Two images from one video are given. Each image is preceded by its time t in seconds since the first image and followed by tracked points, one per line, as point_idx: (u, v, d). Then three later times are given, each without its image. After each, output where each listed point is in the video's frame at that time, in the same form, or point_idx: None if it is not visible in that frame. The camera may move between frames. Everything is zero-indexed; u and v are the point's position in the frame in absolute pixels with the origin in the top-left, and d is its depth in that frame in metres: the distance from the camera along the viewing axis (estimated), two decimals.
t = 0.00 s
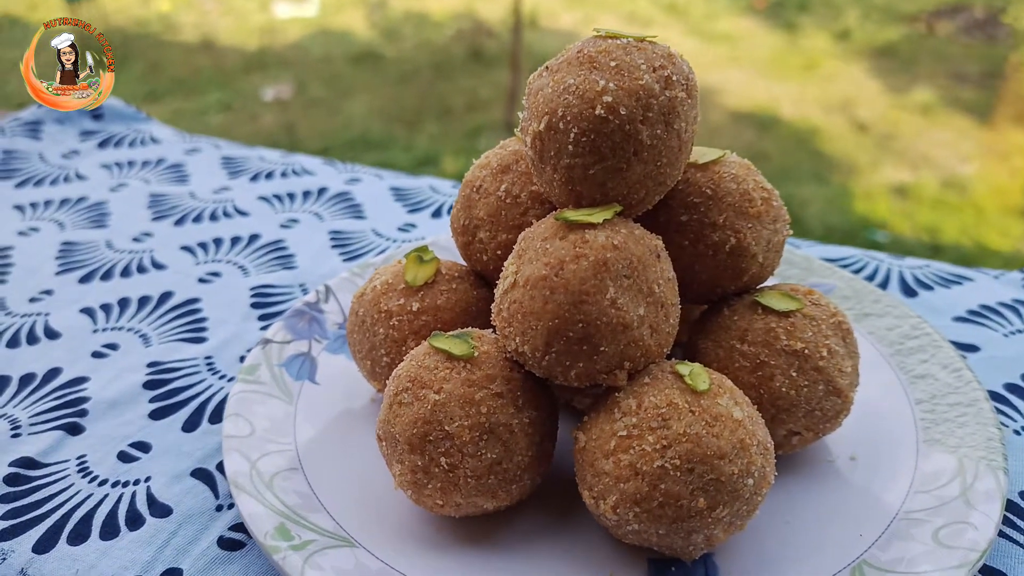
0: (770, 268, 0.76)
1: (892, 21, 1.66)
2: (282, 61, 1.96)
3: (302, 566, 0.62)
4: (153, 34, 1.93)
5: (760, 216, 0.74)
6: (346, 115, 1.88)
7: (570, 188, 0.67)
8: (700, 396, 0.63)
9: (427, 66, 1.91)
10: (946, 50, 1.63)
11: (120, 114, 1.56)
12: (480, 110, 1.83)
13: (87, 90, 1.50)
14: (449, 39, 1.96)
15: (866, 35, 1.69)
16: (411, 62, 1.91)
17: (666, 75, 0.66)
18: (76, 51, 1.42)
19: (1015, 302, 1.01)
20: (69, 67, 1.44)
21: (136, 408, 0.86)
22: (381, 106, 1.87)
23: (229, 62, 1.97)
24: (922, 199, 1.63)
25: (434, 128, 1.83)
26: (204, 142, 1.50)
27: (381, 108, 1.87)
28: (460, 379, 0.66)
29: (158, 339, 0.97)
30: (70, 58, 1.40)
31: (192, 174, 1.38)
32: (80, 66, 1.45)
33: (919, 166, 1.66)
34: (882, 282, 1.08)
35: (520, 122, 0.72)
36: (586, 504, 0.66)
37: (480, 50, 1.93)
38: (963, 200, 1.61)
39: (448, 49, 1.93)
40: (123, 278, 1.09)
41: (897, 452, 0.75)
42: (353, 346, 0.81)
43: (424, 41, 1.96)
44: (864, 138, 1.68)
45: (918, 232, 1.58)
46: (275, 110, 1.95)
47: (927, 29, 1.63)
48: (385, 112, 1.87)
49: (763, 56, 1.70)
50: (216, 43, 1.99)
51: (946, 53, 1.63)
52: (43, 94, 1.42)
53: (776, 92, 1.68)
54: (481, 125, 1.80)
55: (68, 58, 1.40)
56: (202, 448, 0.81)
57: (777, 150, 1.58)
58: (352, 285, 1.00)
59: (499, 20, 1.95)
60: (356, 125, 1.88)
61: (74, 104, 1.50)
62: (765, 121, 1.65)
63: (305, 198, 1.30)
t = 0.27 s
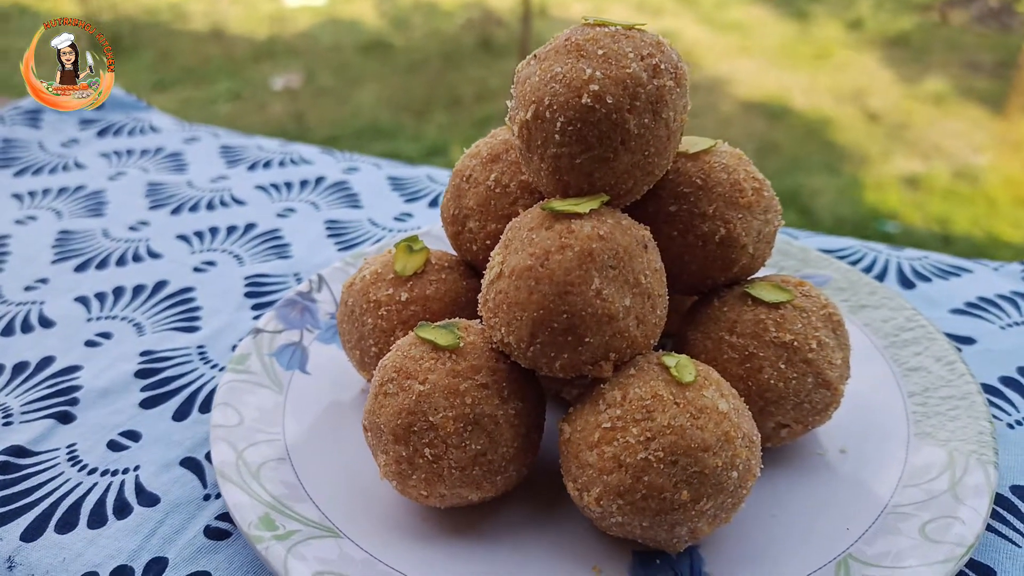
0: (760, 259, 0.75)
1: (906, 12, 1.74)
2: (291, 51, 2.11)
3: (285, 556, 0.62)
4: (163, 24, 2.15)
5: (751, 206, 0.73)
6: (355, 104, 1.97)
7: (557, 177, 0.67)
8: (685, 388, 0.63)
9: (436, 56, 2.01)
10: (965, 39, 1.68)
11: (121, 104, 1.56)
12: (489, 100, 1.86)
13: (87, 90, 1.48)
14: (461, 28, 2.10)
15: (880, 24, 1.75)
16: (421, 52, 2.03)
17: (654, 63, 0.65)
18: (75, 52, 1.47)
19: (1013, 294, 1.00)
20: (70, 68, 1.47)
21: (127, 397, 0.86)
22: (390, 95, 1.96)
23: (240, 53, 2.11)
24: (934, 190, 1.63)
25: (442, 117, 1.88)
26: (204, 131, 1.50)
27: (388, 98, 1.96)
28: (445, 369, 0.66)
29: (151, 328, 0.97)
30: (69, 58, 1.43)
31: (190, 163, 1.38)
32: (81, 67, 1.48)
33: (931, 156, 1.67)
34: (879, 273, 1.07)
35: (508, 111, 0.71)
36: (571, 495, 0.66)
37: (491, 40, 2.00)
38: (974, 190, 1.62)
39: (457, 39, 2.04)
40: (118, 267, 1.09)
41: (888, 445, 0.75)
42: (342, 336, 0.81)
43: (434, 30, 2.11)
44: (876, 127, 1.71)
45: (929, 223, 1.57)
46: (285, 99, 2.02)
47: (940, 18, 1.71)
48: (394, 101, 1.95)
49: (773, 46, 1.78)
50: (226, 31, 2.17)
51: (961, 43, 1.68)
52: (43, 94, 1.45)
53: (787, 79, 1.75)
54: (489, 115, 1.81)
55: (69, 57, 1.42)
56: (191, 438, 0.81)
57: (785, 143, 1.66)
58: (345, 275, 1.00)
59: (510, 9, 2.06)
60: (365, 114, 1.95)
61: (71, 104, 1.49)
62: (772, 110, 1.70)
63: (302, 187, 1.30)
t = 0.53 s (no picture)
0: (748, 264, 0.75)
1: (915, 14, 1.94)
2: (300, 48, 2.21)
3: (270, 554, 0.63)
4: (174, 20, 2.27)
5: (739, 211, 0.73)
6: (364, 101, 2.02)
7: (544, 181, 0.67)
8: (668, 393, 0.63)
9: (446, 53, 2.10)
10: (976, 43, 1.87)
11: (122, 100, 1.57)
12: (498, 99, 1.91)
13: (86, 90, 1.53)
14: (468, 26, 2.18)
15: (890, 25, 1.96)
16: (429, 50, 2.14)
17: (641, 68, 0.65)
18: (74, 53, 1.56)
19: (1007, 301, 1.00)
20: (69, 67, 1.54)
21: (121, 394, 0.87)
22: (399, 93, 2.03)
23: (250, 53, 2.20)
24: (943, 193, 1.70)
25: (451, 115, 1.94)
26: (204, 129, 1.51)
27: (396, 96, 2.02)
28: (431, 370, 0.66)
29: (146, 325, 0.98)
30: (69, 58, 1.53)
31: (190, 160, 1.39)
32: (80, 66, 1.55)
33: (940, 160, 1.75)
34: (873, 279, 1.07)
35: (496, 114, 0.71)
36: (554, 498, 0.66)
37: (500, 36, 2.05)
38: (983, 192, 1.69)
39: (466, 37, 2.13)
40: (116, 264, 1.10)
41: (874, 451, 0.75)
42: (333, 335, 0.81)
43: (444, 30, 2.20)
44: (886, 129, 1.83)
45: (938, 226, 1.63)
46: (293, 94, 2.08)
47: (952, 20, 1.91)
48: (403, 100, 2.00)
49: (784, 48, 1.97)
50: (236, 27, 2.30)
51: (971, 44, 1.87)
52: (43, 94, 1.49)
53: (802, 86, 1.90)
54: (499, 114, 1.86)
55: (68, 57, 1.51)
56: (183, 435, 0.81)
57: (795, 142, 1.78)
58: (339, 273, 1.00)
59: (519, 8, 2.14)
60: (373, 112, 2.00)
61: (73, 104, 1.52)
62: (782, 110, 1.84)
63: (300, 185, 1.31)
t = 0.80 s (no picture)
0: (746, 276, 0.76)
1: (930, 17, 2.06)
2: (313, 49, 2.25)
3: (268, 561, 0.64)
4: (188, 21, 2.30)
5: (737, 223, 0.74)
6: (377, 104, 2.07)
7: (542, 194, 0.68)
8: (663, 405, 0.63)
9: (459, 54, 2.16)
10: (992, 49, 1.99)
11: (132, 105, 1.58)
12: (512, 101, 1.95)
13: (86, 90, 1.55)
14: (482, 28, 2.23)
15: (906, 26, 2.08)
16: (441, 51, 2.20)
17: (639, 82, 0.66)
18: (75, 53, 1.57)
19: (1010, 313, 1.00)
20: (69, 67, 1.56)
21: (126, 399, 0.88)
22: (412, 95, 2.07)
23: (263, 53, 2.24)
24: (959, 197, 1.78)
25: (464, 117, 1.98)
26: (213, 134, 1.52)
27: (410, 97, 2.07)
28: (428, 381, 0.67)
29: (152, 332, 0.99)
30: (70, 58, 1.55)
31: (199, 166, 1.40)
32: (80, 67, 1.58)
33: (955, 163, 1.83)
34: (876, 289, 1.07)
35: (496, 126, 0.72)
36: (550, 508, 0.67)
37: (512, 38, 2.13)
38: (998, 197, 1.77)
39: (479, 38, 2.19)
40: (124, 269, 1.12)
41: (871, 463, 0.75)
42: (335, 343, 0.82)
43: (456, 32, 2.25)
44: (902, 132, 1.91)
45: (954, 230, 1.70)
46: (306, 95, 2.12)
47: (968, 23, 2.02)
48: (416, 103, 2.04)
49: (798, 50, 2.07)
50: (249, 28, 2.34)
51: (987, 48, 1.99)
52: (43, 94, 1.51)
53: (815, 88, 1.99)
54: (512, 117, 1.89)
55: (68, 57, 1.54)
56: (186, 441, 0.82)
57: (809, 144, 1.87)
58: (343, 280, 1.01)
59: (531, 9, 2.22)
60: (385, 113, 2.04)
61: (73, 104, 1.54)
62: (798, 114, 1.93)
63: (307, 191, 1.32)
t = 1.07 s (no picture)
0: (746, 281, 0.76)
1: (946, 21, 2.23)
2: (330, 49, 2.29)
3: (270, 558, 0.65)
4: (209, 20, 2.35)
5: (736, 229, 0.74)
6: (394, 103, 2.09)
7: (542, 199, 0.69)
8: (659, 408, 0.64)
9: (475, 54, 2.20)
10: (1010, 42, 2.19)
11: (147, 105, 1.61)
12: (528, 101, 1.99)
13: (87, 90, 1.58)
14: (500, 28, 2.29)
15: (925, 28, 2.25)
16: (458, 50, 2.24)
17: (637, 90, 0.67)
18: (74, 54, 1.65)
19: (1015, 318, 1.00)
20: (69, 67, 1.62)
21: (136, 395, 0.90)
22: (430, 94, 2.11)
23: (281, 52, 2.28)
24: (979, 198, 1.82)
25: (479, 115, 2.01)
26: (227, 135, 1.54)
27: (428, 97, 2.10)
28: (428, 382, 0.68)
29: (163, 330, 1.01)
30: (69, 58, 1.61)
31: (212, 166, 1.42)
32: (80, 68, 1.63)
33: (974, 165, 1.89)
34: (880, 294, 1.07)
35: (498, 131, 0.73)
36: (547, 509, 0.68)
37: (529, 39, 2.19)
38: (1017, 199, 1.81)
39: (496, 39, 2.24)
40: (136, 268, 1.13)
41: (868, 468, 0.76)
42: (340, 343, 0.83)
43: (473, 32, 2.30)
44: (921, 134, 1.99)
45: (973, 231, 1.74)
46: (324, 94, 2.14)
47: (989, 23, 2.21)
48: (434, 102, 2.07)
49: (815, 51, 2.22)
50: (269, 27, 2.38)
51: (1005, 47, 2.18)
52: (44, 94, 1.55)
53: (831, 87, 2.10)
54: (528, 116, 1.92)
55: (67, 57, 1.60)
56: (193, 438, 0.84)
57: (826, 145, 1.95)
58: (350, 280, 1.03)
59: (547, 8, 2.33)
60: (401, 112, 2.06)
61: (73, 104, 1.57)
62: (816, 114, 2.03)
63: (317, 192, 1.33)
